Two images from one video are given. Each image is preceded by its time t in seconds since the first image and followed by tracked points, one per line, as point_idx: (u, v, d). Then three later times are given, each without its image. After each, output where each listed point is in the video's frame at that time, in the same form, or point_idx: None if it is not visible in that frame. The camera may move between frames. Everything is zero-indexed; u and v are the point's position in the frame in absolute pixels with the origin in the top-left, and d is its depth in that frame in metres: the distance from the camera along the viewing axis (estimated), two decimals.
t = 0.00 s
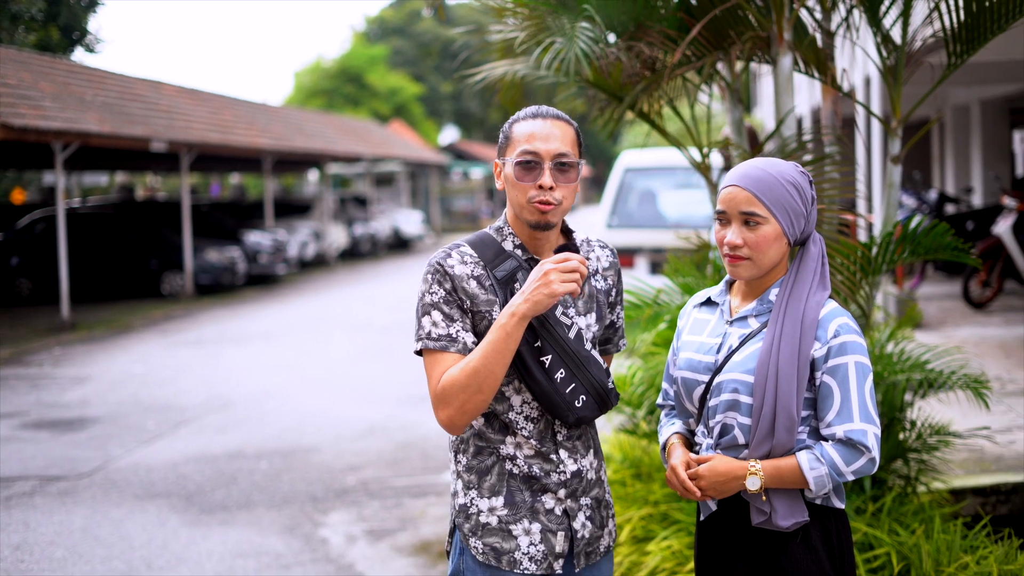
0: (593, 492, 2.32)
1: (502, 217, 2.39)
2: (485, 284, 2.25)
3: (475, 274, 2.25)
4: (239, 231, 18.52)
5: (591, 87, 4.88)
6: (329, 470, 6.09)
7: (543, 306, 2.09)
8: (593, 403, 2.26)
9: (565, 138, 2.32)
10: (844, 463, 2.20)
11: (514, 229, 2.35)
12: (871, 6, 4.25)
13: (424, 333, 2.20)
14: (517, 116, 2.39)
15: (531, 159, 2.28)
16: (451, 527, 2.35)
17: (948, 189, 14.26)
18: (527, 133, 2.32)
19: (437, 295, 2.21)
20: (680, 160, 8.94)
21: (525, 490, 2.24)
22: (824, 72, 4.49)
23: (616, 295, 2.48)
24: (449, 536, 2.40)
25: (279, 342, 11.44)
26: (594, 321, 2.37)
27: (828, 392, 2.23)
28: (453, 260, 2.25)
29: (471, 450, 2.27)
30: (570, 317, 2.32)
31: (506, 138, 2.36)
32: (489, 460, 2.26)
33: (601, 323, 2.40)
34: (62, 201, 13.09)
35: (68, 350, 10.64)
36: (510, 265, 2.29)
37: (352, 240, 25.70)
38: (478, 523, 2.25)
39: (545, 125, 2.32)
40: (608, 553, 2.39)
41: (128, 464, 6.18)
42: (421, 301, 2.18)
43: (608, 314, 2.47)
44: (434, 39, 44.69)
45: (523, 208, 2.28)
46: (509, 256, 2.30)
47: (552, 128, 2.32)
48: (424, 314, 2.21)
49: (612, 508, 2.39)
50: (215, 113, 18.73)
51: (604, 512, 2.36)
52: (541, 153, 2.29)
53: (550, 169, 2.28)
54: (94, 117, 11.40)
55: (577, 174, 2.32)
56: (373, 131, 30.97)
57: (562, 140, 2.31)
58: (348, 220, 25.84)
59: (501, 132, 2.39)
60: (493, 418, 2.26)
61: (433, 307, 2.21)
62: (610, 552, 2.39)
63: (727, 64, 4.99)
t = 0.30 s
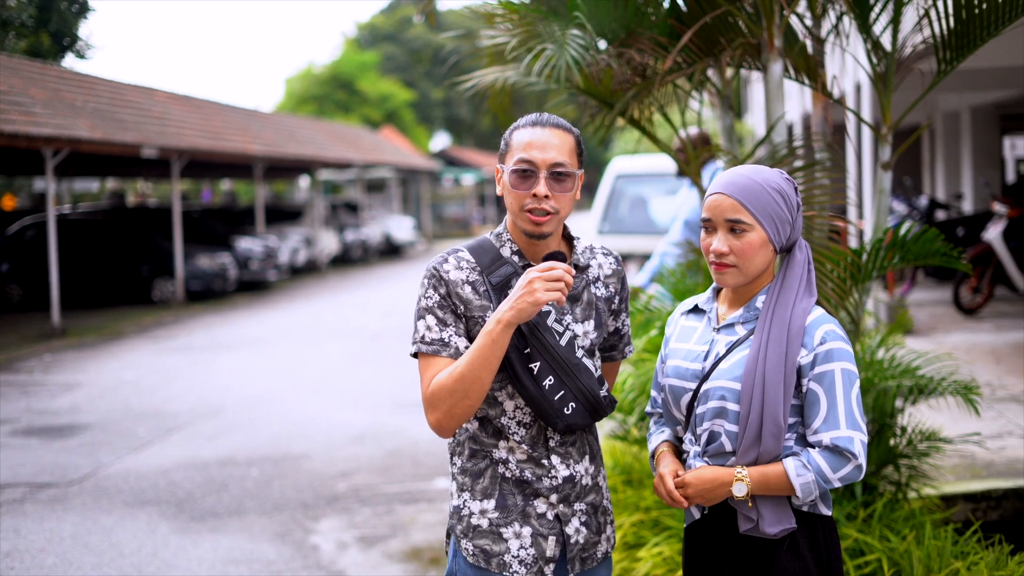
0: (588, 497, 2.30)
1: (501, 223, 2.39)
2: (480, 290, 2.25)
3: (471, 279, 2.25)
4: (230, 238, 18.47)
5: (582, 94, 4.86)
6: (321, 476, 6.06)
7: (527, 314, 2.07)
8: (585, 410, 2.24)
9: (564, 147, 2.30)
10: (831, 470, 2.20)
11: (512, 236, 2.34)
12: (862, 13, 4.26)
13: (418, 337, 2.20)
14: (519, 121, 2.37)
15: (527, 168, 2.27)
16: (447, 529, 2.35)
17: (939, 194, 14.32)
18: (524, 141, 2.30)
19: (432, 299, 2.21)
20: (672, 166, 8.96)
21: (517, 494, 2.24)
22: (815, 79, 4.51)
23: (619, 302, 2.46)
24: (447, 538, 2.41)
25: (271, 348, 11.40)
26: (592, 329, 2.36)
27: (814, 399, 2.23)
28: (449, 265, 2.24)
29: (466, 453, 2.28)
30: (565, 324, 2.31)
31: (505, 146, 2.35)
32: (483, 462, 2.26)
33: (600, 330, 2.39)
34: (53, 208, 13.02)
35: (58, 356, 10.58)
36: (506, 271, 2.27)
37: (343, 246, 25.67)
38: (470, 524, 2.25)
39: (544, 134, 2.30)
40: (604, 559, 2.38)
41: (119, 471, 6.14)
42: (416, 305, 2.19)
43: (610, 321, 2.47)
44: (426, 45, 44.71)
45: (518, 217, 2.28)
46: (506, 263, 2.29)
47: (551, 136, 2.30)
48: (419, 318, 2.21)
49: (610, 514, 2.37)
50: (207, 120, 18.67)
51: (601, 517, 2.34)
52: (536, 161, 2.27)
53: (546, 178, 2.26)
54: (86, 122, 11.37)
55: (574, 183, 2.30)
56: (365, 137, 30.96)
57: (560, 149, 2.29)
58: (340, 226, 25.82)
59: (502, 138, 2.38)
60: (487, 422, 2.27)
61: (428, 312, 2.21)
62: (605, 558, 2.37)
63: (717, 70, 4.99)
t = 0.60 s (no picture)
0: (586, 499, 2.30)
1: (503, 225, 2.39)
2: (480, 291, 2.25)
3: (471, 280, 2.25)
4: (229, 239, 18.46)
5: (580, 96, 4.87)
6: (320, 478, 6.06)
7: (522, 316, 2.06)
8: (583, 413, 2.24)
9: (566, 148, 2.30)
10: (829, 472, 2.19)
11: (514, 237, 2.34)
12: (859, 15, 4.27)
13: (417, 337, 2.20)
14: (520, 123, 2.37)
15: (529, 168, 2.27)
16: (445, 530, 2.35)
17: (937, 196, 14.34)
18: (526, 142, 2.30)
19: (431, 299, 2.21)
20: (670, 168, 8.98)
21: (514, 495, 2.23)
22: (813, 81, 4.51)
23: (621, 305, 2.46)
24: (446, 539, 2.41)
25: (269, 350, 11.39)
26: (592, 331, 2.36)
27: (812, 402, 2.23)
28: (449, 266, 2.25)
29: (464, 453, 2.28)
30: (566, 326, 2.32)
31: (507, 146, 2.35)
32: (480, 463, 2.26)
33: (601, 333, 2.39)
34: (52, 210, 13.00)
35: (57, 358, 10.57)
36: (507, 272, 2.27)
37: (342, 247, 25.66)
38: (467, 525, 2.25)
39: (546, 134, 2.30)
40: (603, 561, 2.37)
41: (117, 473, 6.13)
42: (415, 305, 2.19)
43: (613, 323, 2.46)
44: (424, 47, 44.74)
45: (519, 217, 2.28)
46: (507, 263, 2.28)
47: (552, 137, 2.30)
48: (418, 318, 2.22)
49: (608, 516, 2.37)
50: (205, 121, 18.67)
51: (600, 519, 2.34)
52: (538, 162, 2.27)
53: (547, 179, 2.26)
54: (85, 124, 11.37)
55: (575, 183, 2.30)
56: (363, 139, 30.96)
57: (562, 150, 2.29)
58: (338, 227, 25.80)
59: (503, 140, 2.38)
60: (485, 423, 2.26)
61: (427, 312, 2.21)
62: (604, 561, 2.37)
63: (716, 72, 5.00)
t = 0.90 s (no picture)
0: (582, 499, 2.30)
1: (499, 224, 2.38)
2: (477, 288, 2.24)
3: (468, 278, 2.24)
4: (225, 239, 18.43)
5: (577, 95, 4.86)
6: (317, 477, 6.05)
7: (523, 311, 2.06)
8: (579, 411, 2.23)
9: (564, 146, 2.30)
10: (828, 470, 2.20)
11: (510, 235, 2.33)
12: (857, 15, 4.26)
13: (414, 334, 2.20)
14: (517, 122, 2.36)
15: (528, 167, 2.26)
16: (440, 531, 2.34)
17: (934, 196, 14.35)
18: (525, 140, 2.29)
19: (428, 297, 2.21)
20: (666, 168, 9.07)
21: (511, 494, 2.23)
22: (810, 80, 4.50)
23: (615, 305, 2.45)
24: (441, 541, 2.40)
25: (266, 349, 11.37)
26: (588, 330, 2.36)
27: (811, 399, 2.23)
28: (447, 263, 2.24)
29: (460, 452, 2.27)
30: (562, 323, 2.31)
31: (505, 145, 2.34)
32: (477, 463, 2.26)
33: (596, 331, 2.38)
34: (49, 209, 12.97)
35: (54, 357, 10.54)
36: (504, 270, 2.27)
37: (339, 247, 25.63)
38: (463, 525, 2.24)
39: (544, 133, 2.30)
40: (598, 561, 2.37)
41: (114, 472, 6.12)
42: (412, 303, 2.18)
43: (607, 323, 2.45)
44: (422, 46, 44.72)
45: (519, 216, 2.28)
46: (504, 261, 2.28)
47: (551, 136, 2.30)
48: (415, 316, 2.21)
49: (603, 515, 2.36)
50: (203, 121, 18.64)
51: (596, 519, 2.33)
52: (537, 161, 2.27)
53: (547, 177, 2.26)
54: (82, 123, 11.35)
55: (574, 182, 2.30)
56: (360, 138, 30.94)
57: (560, 148, 2.29)
58: (336, 226, 25.78)
59: (500, 138, 2.37)
60: (482, 421, 2.26)
61: (424, 309, 2.20)
62: (600, 560, 2.37)
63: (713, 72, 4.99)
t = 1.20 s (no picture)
0: (576, 500, 2.29)
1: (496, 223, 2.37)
2: (474, 287, 2.24)
3: (464, 276, 2.24)
4: (223, 239, 18.42)
5: (575, 96, 4.85)
6: (314, 478, 6.04)
7: (521, 308, 2.05)
8: (575, 411, 2.23)
9: (561, 143, 2.30)
10: (829, 469, 2.20)
11: (507, 234, 2.33)
12: (854, 15, 4.26)
13: (410, 332, 2.19)
14: (513, 121, 2.37)
15: (525, 163, 2.26)
16: (432, 531, 2.33)
17: (931, 197, 14.37)
18: (522, 137, 2.29)
19: (425, 295, 2.20)
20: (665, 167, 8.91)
21: (505, 495, 2.23)
22: (808, 81, 4.50)
23: (610, 307, 2.45)
24: (433, 541, 2.39)
25: (264, 349, 11.36)
26: (583, 331, 2.36)
27: (811, 398, 2.23)
28: (443, 262, 2.24)
29: (455, 452, 2.27)
30: (558, 324, 2.31)
31: (501, 143, 2.34)
32: (471, 463, 2.25)
33: (592, 332, 2.38)
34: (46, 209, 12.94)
35: (51, 356, 10.52)
36: (501, 269, 2.26)
37: (336, 247, 25.61)
38: (456, 525, 2.23)
39: (541, 130, 2.30)
40: (591, 562, 2.36)
41: (111, 472, 6.11)
42: (409, 301, 2.17)
43: (601, 325, 2.44)
44: (420, 46, 44.71)
45: (517, 212, 2.27)
46: (501, 261, 2.28)
47: (547, 132, 2.30)
48: (412, 314, 2.20)
49: (597, 516, 2.36)
50: (200, 120, 18.61)
51: (589, 520, 2.33)
52: (534, 157, 2.27)
53: (544, 172, 2.26)
54: (80, 123, 11.34)
55: (571, 178, 2.30)
56: (358, 138, 30.93)
57: (557, 145, 2.29)
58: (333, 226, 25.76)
59: (496, 137, 2.37)
60: (476, 421, 2.26)
61: (421, 307, 2.19)
62: (593, 562, 2.36)
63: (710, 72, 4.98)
